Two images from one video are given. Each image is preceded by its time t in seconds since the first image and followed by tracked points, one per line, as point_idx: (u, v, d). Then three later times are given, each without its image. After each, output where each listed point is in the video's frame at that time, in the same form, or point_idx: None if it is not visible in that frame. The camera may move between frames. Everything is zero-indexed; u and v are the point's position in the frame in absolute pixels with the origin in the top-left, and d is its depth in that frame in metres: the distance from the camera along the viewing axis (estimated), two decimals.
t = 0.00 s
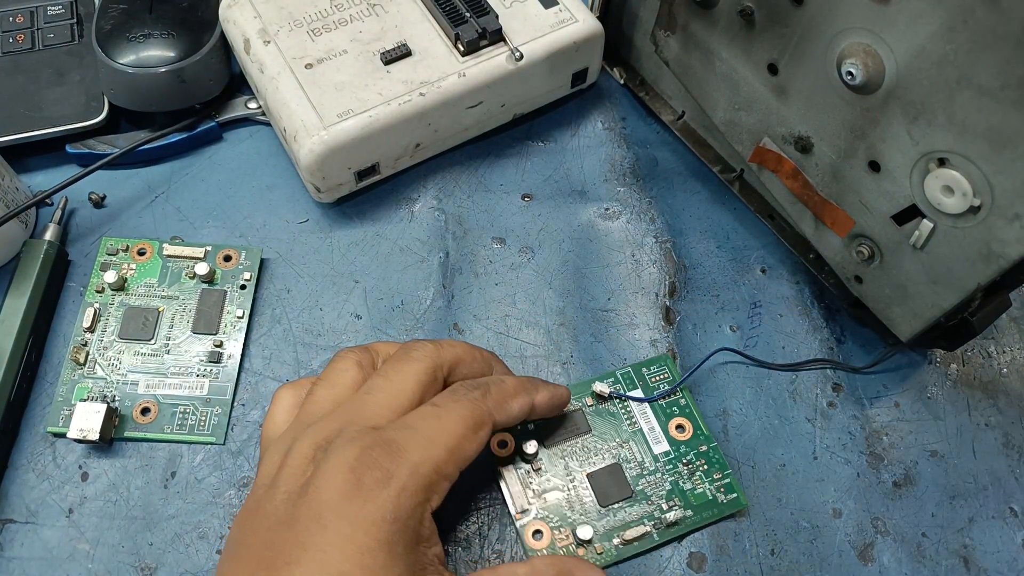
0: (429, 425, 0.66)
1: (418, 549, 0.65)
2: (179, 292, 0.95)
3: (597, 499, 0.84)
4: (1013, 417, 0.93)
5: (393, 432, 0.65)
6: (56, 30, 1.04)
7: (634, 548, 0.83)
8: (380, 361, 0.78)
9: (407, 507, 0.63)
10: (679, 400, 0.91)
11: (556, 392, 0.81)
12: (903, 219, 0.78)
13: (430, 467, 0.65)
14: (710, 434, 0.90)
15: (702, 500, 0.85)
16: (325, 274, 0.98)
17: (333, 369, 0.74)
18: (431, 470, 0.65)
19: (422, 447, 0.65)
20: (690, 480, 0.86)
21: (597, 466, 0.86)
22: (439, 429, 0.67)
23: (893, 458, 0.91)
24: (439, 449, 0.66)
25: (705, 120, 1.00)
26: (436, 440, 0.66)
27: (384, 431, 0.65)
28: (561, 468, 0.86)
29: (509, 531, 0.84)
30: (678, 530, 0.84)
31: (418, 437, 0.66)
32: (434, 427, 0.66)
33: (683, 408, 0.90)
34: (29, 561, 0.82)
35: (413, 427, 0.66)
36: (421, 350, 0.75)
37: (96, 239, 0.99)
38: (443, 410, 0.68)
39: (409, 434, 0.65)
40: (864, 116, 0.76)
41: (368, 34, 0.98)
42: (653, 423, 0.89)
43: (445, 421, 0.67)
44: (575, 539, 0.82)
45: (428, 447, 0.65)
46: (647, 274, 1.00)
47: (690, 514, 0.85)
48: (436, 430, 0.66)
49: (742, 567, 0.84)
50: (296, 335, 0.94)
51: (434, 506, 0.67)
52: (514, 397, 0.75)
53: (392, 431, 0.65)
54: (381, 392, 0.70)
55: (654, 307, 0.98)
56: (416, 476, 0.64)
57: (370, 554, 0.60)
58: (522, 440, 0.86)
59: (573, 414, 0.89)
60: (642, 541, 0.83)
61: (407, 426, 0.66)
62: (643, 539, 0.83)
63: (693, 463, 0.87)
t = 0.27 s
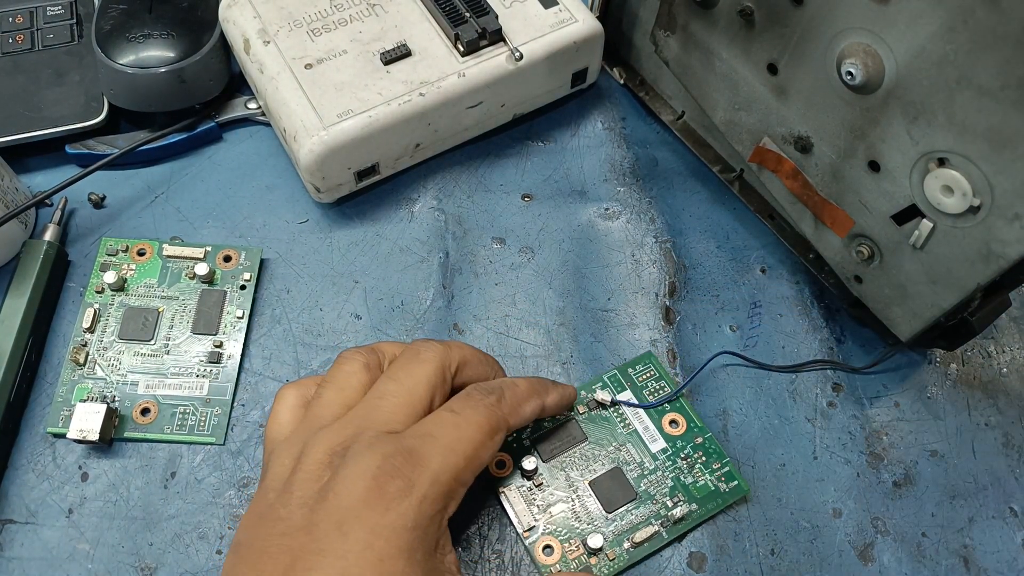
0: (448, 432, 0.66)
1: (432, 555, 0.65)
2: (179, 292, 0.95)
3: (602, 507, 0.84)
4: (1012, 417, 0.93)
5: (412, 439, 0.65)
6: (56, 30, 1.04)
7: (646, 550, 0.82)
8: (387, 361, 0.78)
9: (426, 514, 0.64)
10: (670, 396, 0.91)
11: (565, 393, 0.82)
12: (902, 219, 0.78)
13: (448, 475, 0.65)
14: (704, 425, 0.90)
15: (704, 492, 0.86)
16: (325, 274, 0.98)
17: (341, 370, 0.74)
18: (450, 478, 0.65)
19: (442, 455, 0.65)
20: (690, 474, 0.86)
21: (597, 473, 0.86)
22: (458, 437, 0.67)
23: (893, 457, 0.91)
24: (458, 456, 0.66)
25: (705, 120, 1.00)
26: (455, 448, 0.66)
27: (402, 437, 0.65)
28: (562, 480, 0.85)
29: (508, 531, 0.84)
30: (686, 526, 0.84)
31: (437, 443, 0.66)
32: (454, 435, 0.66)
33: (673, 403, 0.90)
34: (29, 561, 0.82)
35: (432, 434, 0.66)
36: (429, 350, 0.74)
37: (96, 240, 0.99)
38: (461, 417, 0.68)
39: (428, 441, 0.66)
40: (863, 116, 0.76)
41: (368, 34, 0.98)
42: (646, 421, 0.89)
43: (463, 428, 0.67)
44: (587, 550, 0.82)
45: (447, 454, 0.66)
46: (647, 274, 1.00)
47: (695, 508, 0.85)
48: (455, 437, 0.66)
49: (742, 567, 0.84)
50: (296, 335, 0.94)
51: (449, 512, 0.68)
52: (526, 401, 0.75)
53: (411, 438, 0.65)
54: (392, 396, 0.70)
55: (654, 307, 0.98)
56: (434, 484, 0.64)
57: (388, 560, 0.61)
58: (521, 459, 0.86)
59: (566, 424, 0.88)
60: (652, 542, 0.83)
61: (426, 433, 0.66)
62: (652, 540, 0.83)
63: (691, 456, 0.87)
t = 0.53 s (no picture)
0: (453, 434, 0.67)
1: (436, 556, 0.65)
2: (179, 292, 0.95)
3: (600, 511, 0.84)
4: (1012, 417, 0.93)
5: (418, 440, 0.65)
6: (56, 30, 1.04)
7: (647, 549, 0.83)
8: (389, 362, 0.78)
9: (430, 515, 0.64)
10: (656, 393, 0.91)
11: (569, 391, 0.82)
12: (903, 219, 0.78)
13: (454, 476, 0.66)
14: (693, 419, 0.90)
15: (699, 485, 0.86)
16: (325, 274, 0.98)
17: (343, 370, 0.74)
18: (455, 479, 0.66)
19: (447, 456, 0.65)
20: (684, 469, 0.87)
21: (592, 477, 0.86)
22: (464, 439, 0.67)
23: (893, 457, 0.91)
24: (463, 458, 0.66)
25: (705, 120, 1.00)
26: (461, 450, 0.66)
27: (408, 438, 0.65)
28: (556, 485, 0.85)
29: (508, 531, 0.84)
30: (684, 521, 0.84)
31: (443, 445, 0.66)
32: (460, 437, 0.67)
33: (661, 399, 0.91)
34: (29, 561, 0.82)
35: (437, 436, 0.66)
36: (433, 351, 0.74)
37: (96, 239, 0.99)
38: (467, 419, 0.68)
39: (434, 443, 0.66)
40: (864, 116, 0.76)
41: (367, 34, 0.98)
42: (633, 418, 0.89)
43: (469, 431, 0.67)
44: (588, 556, 0.82)
45: (452, 456, 0.66)
46: (647, 274, 1.00)
47: (692, 502, 0.85)
48: (462, 439, 0.67)
49: (742, 567, 0.84)
50: (296, 335, 0.94)
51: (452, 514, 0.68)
52: (531, 404, 0.75)
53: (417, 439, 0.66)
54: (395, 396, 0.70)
55: (654, 307, 0.98)
56: (439, 485, 0.65)
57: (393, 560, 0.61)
58: (514, 472, 0.85)
59: (555, 430, 0.88)
60: (653, 542, 0.83)
61: (432, 434, 0.66)
62: (653, 539, 0.83)
63: (682, 451, 0.87)
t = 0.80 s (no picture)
0: (430, 421, 0.66)
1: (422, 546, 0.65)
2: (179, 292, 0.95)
3: (594, 516, 0.83)
4: (1012, 417, 0.93)
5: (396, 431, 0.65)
6: (56, 30, 1.04)
7: (637, 558, 0.82)
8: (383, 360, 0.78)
9: (413, 504, 0.63)
10: (662, 401, 0.91)
11: (560, 362, 0.80)
12: (903, 219, 0.79)
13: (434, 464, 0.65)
14: (697, 431, 0.90)
15: (696, 501, 0.85)
16: (325, 274, 0.98)
17: (336, 369, 0.74)
18: (435, 467, 0.65)
19: (426, 445, 0.65)
20: (682, 482, 0.86)
21: (590, 479, 0.85)
22: (442, 426, 0.66)
23: (893, 457, 0.91)
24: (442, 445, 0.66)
25: (705, 120, 1.00)
26: (439, 438, 0.66)
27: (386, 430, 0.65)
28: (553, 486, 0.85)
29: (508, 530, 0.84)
30: (677, 534, 0.84)
31: (421, 434, 0.66)
32: (438, 425, 0.66)
33: (666, 408, 0.90)
34: (29, 561, 0.82)
35: (415, 426, 0.66)
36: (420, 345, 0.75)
37: (96, 239, 0.99)
38: (444, 406, 0.68)
39: (412, 433, 0.65)
40: (864, 116, 0.76)
41: (367, 34, 0.98)
42: (638, 427, 0.89)
43: (446, 417, 0.67)
44: (577, 558, 0.82)
45: (430, 444, 0.65)
46: (647, 274, 1.00)
47: (687, 516, 0.84)
48: (439, 427, 0.66)
49: (742, 567, 0.84)
50: (296, 335, 0.94)
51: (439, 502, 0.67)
52: (515, 382, 0.75)
53: (395, 430, 0.65)
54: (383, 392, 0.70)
55: (654, 307, 0.98)
56: (419, 474, 0.64)
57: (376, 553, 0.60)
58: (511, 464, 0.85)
59: (559, 429, 0.88)
60: (643, 551, 0.83)
61: (410, 424, 0.66)
62: (643, 549, 0.83)
63: (683, 464, 0.87)
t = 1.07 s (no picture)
0: (434, 425, 0.66)
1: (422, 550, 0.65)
2: (179, 292, 0.95)
3: (595, 515, 0.84)
4: (1013, 416, 0.93)
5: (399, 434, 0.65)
6: (56, 29, 1.04)
7: (637, 558, 0.82)
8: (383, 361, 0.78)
9: (414, 507, 0.63)
10: (663, 402, 0.91)
11: (558, 382, 0.82)
12: (903, 219, 0.78)
13: (436, 467, 0.65)
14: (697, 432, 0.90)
15: (696, 500, 0.85)
16: (325, 274, 0.98)
17: (337, 370, 0.74)
18: (438, 470, 0.65)
19: (428, 448, 0.65)
20: (682, 482, 0.86)
21: (589, 479, 0.85)
22: (445, 430, 0.66)
23: (893, 457, 0.91)
24: (444, 448, 0.66)
25: (705, 119, 1.00)
26: (442, 441, 0.66)
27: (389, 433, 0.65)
28: (554, 486, 0.85)
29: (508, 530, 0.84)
30: (678, 534, 0.84)
31: (424, 437, 0.66)
32: (441, 428, 0.66)
33: (667, 409, 0.90)
34: (29, 561, 0.82)
35: (418, 429, 0.66)
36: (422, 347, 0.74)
37: (96, 239, 0.99)
38: (447, 410, 0.68)
39: (415, 436, 0.65)
40: (864, 116, 0.76)
41: (367, 34, 0.98)
42: (638, 428, 0.89)
43: (449, 421, 0.67)
44: (576, 557, 0.82)
45: (433, 447, 0.65)
46: (647, 274, 1.00)
47: (687, 516, 0.84)
48: (443, 430, 0.66)
49: (742, 567, 0.84)
50: (296, 335, 0.94)
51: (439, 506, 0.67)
52: (517, 390, 0.76)
53: (398, 432, 0.65)
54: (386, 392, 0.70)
55: (654, 307, 0.98)
56: (421, 477, 0.64)
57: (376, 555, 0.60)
58: (511, 464, 0.85)
59: (560, 429, 0.88)
60: (643, 551, 0.83)
61: (413, 426, 0.66)
62: (643, 549, 0.83)
63: (683, 464, 0.87)
